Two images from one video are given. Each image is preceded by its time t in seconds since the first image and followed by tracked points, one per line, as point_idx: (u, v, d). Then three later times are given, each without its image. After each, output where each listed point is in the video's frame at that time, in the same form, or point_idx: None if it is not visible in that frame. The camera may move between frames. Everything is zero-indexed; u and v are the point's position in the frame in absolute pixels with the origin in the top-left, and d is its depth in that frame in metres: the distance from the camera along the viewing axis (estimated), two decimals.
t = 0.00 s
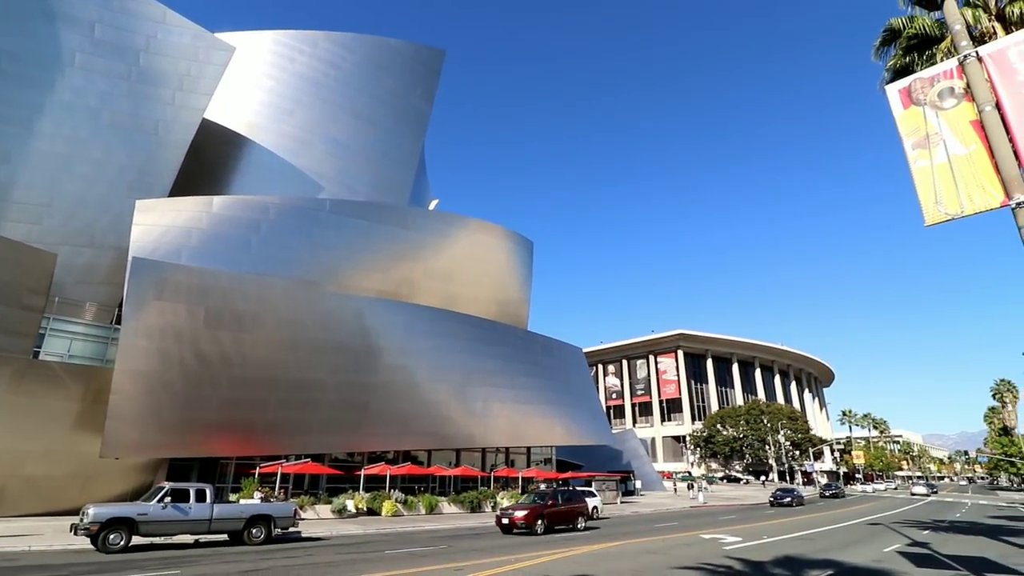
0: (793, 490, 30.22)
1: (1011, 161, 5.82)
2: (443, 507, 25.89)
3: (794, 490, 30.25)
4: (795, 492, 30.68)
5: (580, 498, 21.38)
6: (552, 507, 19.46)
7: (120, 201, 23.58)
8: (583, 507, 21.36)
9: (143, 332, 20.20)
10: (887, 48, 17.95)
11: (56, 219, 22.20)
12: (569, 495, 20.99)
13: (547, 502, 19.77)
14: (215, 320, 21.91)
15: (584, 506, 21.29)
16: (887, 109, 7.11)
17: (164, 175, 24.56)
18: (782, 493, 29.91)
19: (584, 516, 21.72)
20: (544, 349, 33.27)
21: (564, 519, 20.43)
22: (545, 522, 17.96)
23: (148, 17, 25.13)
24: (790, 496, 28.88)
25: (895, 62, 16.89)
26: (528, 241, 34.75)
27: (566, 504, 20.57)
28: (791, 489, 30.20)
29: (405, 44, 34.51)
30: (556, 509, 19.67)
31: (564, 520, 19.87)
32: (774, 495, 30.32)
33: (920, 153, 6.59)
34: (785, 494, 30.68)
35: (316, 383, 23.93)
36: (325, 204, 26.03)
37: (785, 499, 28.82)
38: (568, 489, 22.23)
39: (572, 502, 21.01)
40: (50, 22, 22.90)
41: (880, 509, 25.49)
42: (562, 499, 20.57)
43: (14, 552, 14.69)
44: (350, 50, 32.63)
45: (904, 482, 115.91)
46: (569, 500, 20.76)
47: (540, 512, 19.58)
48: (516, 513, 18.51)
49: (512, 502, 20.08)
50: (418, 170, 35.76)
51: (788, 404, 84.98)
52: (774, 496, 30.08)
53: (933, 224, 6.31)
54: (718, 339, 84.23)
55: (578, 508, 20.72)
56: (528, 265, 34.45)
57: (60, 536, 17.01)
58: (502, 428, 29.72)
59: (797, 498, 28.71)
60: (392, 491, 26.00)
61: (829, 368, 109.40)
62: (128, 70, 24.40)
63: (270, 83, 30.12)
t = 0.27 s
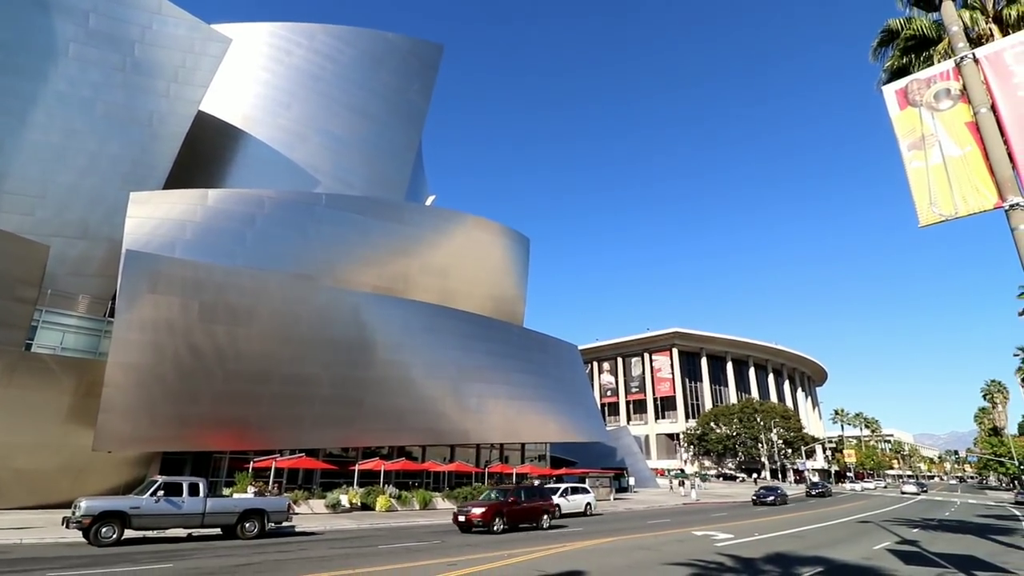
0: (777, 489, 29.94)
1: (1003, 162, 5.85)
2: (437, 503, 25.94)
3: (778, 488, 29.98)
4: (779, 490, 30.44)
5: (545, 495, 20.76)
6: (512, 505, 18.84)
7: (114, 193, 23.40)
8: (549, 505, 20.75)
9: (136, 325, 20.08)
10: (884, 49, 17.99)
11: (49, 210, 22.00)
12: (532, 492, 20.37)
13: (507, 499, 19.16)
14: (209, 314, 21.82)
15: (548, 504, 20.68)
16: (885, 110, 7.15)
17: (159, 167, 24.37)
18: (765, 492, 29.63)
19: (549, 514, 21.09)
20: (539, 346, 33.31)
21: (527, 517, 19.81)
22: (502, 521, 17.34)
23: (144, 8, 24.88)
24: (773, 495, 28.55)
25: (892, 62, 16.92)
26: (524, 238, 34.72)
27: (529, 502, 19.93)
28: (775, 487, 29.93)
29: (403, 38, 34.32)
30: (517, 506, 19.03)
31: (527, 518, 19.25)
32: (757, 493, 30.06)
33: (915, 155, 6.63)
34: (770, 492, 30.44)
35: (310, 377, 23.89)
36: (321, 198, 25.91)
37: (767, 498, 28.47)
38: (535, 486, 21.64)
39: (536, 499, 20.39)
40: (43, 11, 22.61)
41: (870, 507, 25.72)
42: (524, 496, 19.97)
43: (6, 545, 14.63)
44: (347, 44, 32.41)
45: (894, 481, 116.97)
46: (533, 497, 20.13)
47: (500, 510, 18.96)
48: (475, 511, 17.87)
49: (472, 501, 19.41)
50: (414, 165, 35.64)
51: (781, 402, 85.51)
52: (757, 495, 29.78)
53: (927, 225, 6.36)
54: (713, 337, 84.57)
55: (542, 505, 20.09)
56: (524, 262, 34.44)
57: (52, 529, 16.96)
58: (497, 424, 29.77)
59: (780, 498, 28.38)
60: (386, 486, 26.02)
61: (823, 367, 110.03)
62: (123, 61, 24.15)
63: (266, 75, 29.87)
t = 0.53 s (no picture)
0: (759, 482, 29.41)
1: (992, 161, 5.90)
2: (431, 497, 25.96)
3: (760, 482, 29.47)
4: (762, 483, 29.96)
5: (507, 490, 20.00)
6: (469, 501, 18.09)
7: (104, 187, 23.12)
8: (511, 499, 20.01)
9: (127, 320, 19.90)
10: (877, 46, 18.10)
11: (37, 205, 21.71)
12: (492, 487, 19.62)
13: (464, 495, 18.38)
14: (200, 309, 21.65)
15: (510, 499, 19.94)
16: (879, 105, 7.25)
17: (149, 162, 24.08)
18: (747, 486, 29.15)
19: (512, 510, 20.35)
20: (533, 341, 33.35)
21: (487, 513, 19.08)
22: (456, 519, 16.61)
23: None
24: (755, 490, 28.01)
25: (884, 59, 17.01)
26: (518, 233, 34.68)
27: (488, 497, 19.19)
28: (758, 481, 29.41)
29: (397, 32, 34.05)
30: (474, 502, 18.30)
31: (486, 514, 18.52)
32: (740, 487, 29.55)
33: (906, 151, 6.74)
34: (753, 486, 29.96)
35: (304, 373, 23.80)
36: (314, 192, 25.74)
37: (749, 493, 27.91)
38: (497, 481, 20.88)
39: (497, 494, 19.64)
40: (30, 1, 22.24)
41: (860, 500, 26.01)
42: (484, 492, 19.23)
43: None
44: (340, 37, 32.13)
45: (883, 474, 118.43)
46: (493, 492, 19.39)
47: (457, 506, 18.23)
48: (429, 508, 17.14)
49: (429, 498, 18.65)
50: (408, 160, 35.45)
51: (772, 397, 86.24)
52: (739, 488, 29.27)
53: (917, 220, 6.48)
54: (705, 332, 85.10)
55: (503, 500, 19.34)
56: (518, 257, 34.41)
57: (43, 525, 16.84)
58: (491, 419, 29.81)
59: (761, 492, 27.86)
60: (380, 481, 26.01)
61: (813, 362, 111.00)
62: (112, 53, 23.79)
63: (258, 68, 29.53)
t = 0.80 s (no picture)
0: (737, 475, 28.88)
1: (983, 155, 5.99)
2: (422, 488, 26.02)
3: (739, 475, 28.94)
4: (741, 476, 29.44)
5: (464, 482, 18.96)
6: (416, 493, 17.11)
7: (92, 176, 22.86)
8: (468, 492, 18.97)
9: (116, 310, 19.75)
10: (871, 41, 18.07)
11: (24, 193, 21.45)
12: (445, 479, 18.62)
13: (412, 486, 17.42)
14: (190, 299, 21.54)
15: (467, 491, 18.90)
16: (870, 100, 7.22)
17: (138, 150, 23.80)
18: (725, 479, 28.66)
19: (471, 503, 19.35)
20: (525, 333, 33.40)
21: (440, 506, 18.10)
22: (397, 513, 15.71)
23: None
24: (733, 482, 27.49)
25: (878, 54, 16.98)
26: (510, 225, 34.60)
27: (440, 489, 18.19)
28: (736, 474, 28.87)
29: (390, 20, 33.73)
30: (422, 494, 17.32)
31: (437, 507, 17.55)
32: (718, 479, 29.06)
33: (898, 145, 6.74)
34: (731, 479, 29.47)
35: (295, 363, 23.75)
36: (306, 182, 25.57)
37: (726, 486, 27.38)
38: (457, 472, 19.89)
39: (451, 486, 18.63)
40: None
41: (846, 492, 26.37)
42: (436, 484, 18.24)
43: None
44: (332, 25, 31.79)
45: (870, 466, 119.93)
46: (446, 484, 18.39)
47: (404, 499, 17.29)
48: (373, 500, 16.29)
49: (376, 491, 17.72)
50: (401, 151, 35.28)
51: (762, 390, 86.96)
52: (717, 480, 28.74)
53: (907, 215, 6.52)
54: (698, 326, 85.47)
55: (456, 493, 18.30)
56: (511, 249, 34.39)
57: (33, 515, 16.81)
58: (482, 410, 29.91)
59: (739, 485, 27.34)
60: (371, 472, 26.10)
61: (804, 355, 111.86)
62: (99, 39, 23.41)
63: (248, 56, 29.14)
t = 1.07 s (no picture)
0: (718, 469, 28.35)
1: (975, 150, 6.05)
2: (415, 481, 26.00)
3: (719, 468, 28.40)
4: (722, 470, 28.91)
5: (416, 475, 17.80)
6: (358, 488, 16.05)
7: (82, 165, 22.68)
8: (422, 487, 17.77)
9: (107, 301, 19.63)
10: (864, 36, 18.11)
11: (14, 182, 21.27)
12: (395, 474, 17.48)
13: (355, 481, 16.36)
14: (182, 290, 21.43)
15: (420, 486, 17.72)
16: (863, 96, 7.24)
17: (129, 140, 23.62)
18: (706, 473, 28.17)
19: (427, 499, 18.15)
20: (518, 327, 33.42)
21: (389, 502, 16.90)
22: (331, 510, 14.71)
23: None
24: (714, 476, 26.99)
25: (872, 49, 17.01)
26: (504, 219, 34.56)
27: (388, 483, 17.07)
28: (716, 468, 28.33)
29: (384, 11, 33.59)
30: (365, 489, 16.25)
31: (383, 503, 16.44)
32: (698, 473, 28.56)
33: (890, 141, 6.76)
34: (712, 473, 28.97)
35: (287, 356, 23.70)
36: (299, 174, 25.46)
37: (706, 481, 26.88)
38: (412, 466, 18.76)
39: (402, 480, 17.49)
40: None
41: (837, 485, 26.58)
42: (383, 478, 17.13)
43: None
44: (326, 15, 31.63)
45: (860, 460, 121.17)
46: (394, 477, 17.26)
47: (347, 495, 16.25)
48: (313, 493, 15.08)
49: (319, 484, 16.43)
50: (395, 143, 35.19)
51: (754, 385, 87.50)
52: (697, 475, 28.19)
53: (899, 210, 6.55)
54: (689, 319, 85.85)
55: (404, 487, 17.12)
56: (505, 243, 34.37)
57: (23, 506, 16.72)
58: (476, 404, 29.94)
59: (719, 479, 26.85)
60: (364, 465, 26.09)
61: (796, 351, 112.52)
62: (90, 27, 23.19)
63: (242, 46, 28.91)
